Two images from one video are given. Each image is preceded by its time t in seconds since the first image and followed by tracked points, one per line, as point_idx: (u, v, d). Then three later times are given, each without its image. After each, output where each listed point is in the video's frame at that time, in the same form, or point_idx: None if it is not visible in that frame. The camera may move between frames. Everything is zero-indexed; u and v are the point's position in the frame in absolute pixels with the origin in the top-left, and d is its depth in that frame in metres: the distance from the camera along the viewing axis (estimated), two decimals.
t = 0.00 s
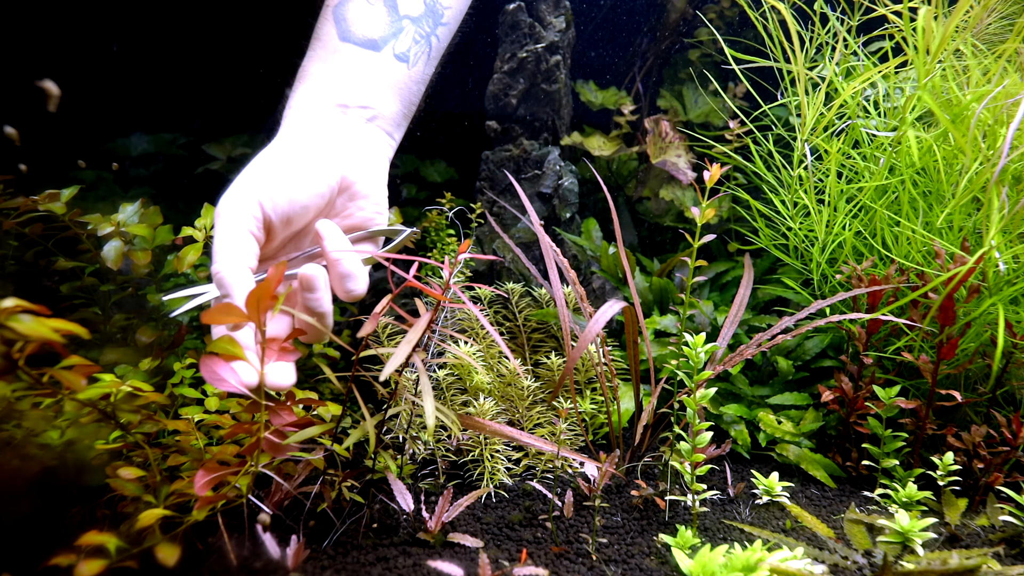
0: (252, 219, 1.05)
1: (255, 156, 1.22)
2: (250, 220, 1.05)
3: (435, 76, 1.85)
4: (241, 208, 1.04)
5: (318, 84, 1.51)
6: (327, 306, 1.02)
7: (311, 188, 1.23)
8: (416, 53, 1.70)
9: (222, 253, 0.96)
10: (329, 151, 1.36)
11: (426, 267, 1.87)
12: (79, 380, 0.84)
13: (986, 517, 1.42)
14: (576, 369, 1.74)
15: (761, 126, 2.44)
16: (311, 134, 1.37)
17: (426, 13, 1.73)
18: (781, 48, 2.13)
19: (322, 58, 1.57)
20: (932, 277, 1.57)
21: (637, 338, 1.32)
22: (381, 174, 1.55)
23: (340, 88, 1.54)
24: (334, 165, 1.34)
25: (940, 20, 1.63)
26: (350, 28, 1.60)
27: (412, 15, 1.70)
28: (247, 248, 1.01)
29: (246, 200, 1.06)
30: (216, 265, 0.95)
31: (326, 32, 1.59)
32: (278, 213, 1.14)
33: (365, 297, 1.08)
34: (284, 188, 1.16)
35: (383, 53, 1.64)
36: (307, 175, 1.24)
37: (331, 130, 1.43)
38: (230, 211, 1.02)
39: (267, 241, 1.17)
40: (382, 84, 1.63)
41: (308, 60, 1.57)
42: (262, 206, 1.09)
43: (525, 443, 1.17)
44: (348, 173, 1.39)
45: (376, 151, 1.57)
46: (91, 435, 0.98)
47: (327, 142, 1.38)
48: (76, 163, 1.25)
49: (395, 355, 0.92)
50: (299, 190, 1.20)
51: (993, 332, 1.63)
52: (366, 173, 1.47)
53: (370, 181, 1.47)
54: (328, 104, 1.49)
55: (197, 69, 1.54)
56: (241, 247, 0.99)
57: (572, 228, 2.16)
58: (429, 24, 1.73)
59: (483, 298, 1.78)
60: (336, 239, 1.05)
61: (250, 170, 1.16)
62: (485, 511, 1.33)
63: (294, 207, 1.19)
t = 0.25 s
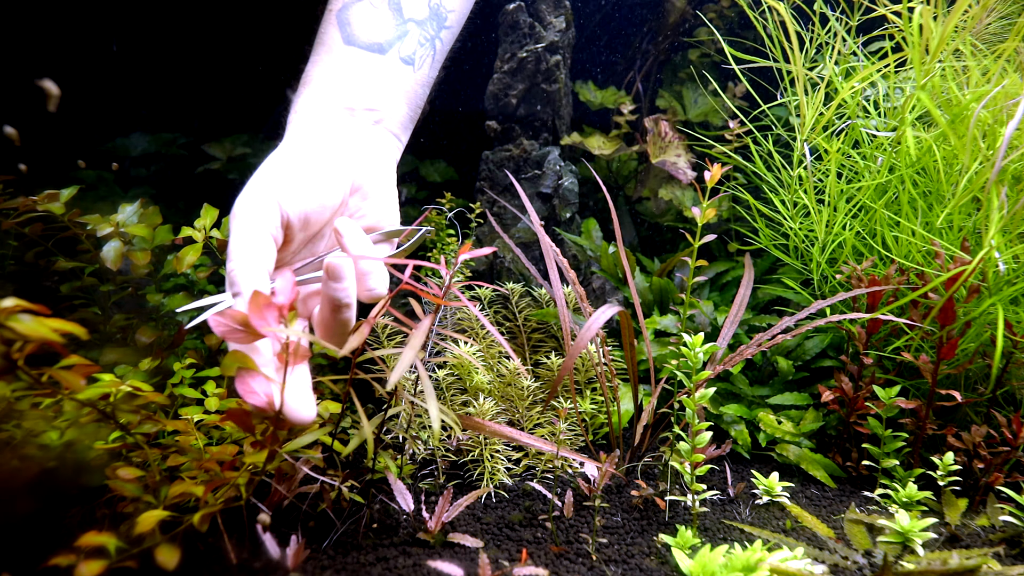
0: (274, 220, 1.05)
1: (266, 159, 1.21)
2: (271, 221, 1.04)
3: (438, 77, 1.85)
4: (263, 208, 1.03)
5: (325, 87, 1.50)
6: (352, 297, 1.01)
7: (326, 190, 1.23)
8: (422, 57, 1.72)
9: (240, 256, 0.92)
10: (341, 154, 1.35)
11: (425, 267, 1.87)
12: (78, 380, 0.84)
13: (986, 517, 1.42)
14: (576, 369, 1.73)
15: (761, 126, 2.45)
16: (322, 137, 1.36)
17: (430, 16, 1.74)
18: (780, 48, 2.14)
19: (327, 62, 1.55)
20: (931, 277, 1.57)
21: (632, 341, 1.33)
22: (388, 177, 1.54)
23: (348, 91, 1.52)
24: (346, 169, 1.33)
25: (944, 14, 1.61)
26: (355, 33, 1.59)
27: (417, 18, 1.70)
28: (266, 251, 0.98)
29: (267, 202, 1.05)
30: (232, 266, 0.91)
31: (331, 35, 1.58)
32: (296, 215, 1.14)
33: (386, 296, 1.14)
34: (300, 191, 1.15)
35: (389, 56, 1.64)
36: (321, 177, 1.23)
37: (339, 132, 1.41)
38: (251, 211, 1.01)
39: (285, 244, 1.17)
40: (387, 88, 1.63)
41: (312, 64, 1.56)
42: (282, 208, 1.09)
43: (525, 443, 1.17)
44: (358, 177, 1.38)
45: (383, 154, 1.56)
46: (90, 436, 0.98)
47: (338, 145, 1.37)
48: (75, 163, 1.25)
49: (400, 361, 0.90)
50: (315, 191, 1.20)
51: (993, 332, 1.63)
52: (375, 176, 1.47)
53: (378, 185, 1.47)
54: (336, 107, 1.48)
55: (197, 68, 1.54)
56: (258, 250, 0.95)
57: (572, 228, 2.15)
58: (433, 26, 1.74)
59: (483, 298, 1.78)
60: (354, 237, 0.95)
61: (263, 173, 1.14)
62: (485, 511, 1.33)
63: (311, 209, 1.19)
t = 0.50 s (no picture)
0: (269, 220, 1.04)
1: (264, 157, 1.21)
2: (266, 221, 1.03)
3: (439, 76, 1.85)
4: (258, 208, 1.03)
5: (325, 85, 1.51)
6: (343, 298, 1.00)
7: (323, 189, 1.23)
8: (423, 56, 1.72)
9: (236, 255, 0.92)
10: (340, 152, 1.36)
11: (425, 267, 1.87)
12: (78, 380, 0.84)
13: (986, 517, 1.42)
14: (576, 369, 1.73)
15: (761, 125, 2.45)
16: (321, 135, 1.37)
17: (431, 15, 1.73)
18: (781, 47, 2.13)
19: (328, 59, 1.57)
20: (931, 277, 1.57)
21: (630, 342, 1.32)
22: (387, 175, 1.53)
23: (348, 90, 1.53)
24: (345, 168, 1.34)
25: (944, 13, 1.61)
26: (356, 31, 1.60)
27: (418, 16, 1.70)
28: (261, 250, 0.97)
29: (264, 201, 1.05)
30: (228, 267, 0.91)
31: (332, 33, 1.59)
32: (293, 215, 1.14)
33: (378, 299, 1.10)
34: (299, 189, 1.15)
35: (389, 54, 1.64)
36: (320, 175, 1.23)
37: (338, 132, 1.42)
38: (247, 212, 1.00)
39: (281, 242, 1.17)
40: (387, 86, 1.63)
41: (313, 61, 1.57)
42: (278, 208, 1.08)
43: (525, 443, 1.17)
44: (357, 176, 1.39)
45: (381, 152, 1.56)
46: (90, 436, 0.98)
47: (337, 144, 1.38)
48: (76, 163, 1.25)
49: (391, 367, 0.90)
50: (312, 191, 1.19)
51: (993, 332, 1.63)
52: (374, 175, 1.47)
53: (377, 183, 1.47)
54: (336, 105, 1.49)
55: (197, 68, 1.54)
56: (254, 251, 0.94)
57: (572, 228, 2.15)
58: (434, 25, 1.74)
59: (482, 298, 1.78)
60: (350, 240, 1.02)
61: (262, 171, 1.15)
62: (485, 511, 1.33)
63: (308, 208, 1.19)
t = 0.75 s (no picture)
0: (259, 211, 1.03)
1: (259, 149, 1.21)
2: (255, 212, 1.02)
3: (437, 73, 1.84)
4: (247, 200, 1.00)
5: (322, 80, 1.52)
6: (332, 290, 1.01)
7: (315, 182, 1.23)
8: (420, 53, 1.71)
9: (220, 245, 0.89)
10: (333, 147, 1.36)
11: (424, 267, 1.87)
12: (77, 383, 0.84)
13: (986, 517, 1.42)
14: (576, 369, 1.73)
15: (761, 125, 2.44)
16: (314, 130, 1.36)
17: (429, 13, 1.72)
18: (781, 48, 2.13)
19: (326, 55, 1.57)
20: (931, 276, 1.57)
21: (630, 343, 1.32)
22: (382, 172, 1.56)
23: (344, 86, 1.54)
24: (339, 161, 1.35)
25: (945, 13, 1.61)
26: (354, 27, 1.61)
27: (416, 13, 1.70)
28: (249, 241, 0.95)
29: (255, 192, 1.04)
30: (214, 255, 0.87)
31: (331, 29, 1.60)
32: (282, 206, 1.13)
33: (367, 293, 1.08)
34: (291, 181, 1.15)
35: (386, 51, 1.65)
36: (314, 169, 1.24)
37: (333, 127, 1.43)
38: (236, 203, 0.98)
39: (269, 233, 1.16)
40: (382, 81, 1.63)
41: (312, 56, 1.58)
42: (268, 199, 1.07)
43: (525, 443, 1.17)
44: (351, 170, 1.41)
45: (375, 148, 1.57)
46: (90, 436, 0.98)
47: (331, 139, 1.38)
48: (76, 163, 1.25)
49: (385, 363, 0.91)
50: (303, 184, 1.19)
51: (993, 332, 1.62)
52: (367, 170, 1.48)
53: (370, 178, 1.49)
54: (332, 100, 1.50)
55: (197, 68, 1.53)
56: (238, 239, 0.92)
57: (572, 228, 2.15)
58: (432, 22, 1.73)
59: (482, 298, 1.78)
60: (340, 233, 1.04)
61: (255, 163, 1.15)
62: (485, 511, 1.33)
63: (298, 200, 1.18)
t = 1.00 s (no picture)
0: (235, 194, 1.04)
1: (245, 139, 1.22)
2: (231, 196, 1.03)
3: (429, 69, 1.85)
4: (224, 183, 1.02)
5: (309, 74, 1.55)
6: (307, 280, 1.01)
7: (297, 171, 1.24)
8: (410, 47, 1.72)
9: (197, 225, 0.92)
10: (318, 138, 1.37)
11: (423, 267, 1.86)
12: (77, 383, 0.84)
13: (986, 517, 1.42)
14: (576, 369, 1.73)
15: (761, 125, 2.45)
16: (300, 121, 1.38)
17: (420, 8, 1.74)
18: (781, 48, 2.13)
19: (316, 50, 1.61)
20: (931, 276, 1.57)
21: (630, 343, 1.32)
22: (369, 168, 1.57)
23: (332, 79, 1.56)
24: (323, 153, 1.35)
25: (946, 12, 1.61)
26: (344, 21, 1.63)
27: (407, 9, 1.71)
28: (224, 223, 0.97)
29: (236, 179, 1.05)
30: (187, 237, 0.89)
31: (322, 24, 1.64)
32: (260, 193, 1.13)
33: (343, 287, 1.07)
34: (272, 169, 1.16)
35: (375, 45, 1.66)
36: (297, 159, 1.25)
37: (317, 121, 1.42)
38: (212, 186, 1.00)
39: (247, 220, 1.16)
40: (371, 75, 1.63)
41: (303, 51, 1.62)
42: (244, 184, 1.07)
43: (525, 443, 1.17)
44: (336, 163, 1.41)
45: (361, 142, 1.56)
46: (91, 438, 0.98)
47: (316, 131, 1.39)
48: (76, 163, 1.25)
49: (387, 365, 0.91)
50: (283, 173, 1.19)
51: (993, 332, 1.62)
52: (352, 164, 1.48)
53: (355, 172, 1.48)
54: (318, 93, 1.51)
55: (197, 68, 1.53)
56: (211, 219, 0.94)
57: (572, 228, 2.15)
58: (423, 18, 1.74)
59: (482, 298, 1.78)
60: (321, 226, 1.05)
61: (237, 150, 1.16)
62: (485, 511, 1.33)
63: (277, 188, 1.18)
